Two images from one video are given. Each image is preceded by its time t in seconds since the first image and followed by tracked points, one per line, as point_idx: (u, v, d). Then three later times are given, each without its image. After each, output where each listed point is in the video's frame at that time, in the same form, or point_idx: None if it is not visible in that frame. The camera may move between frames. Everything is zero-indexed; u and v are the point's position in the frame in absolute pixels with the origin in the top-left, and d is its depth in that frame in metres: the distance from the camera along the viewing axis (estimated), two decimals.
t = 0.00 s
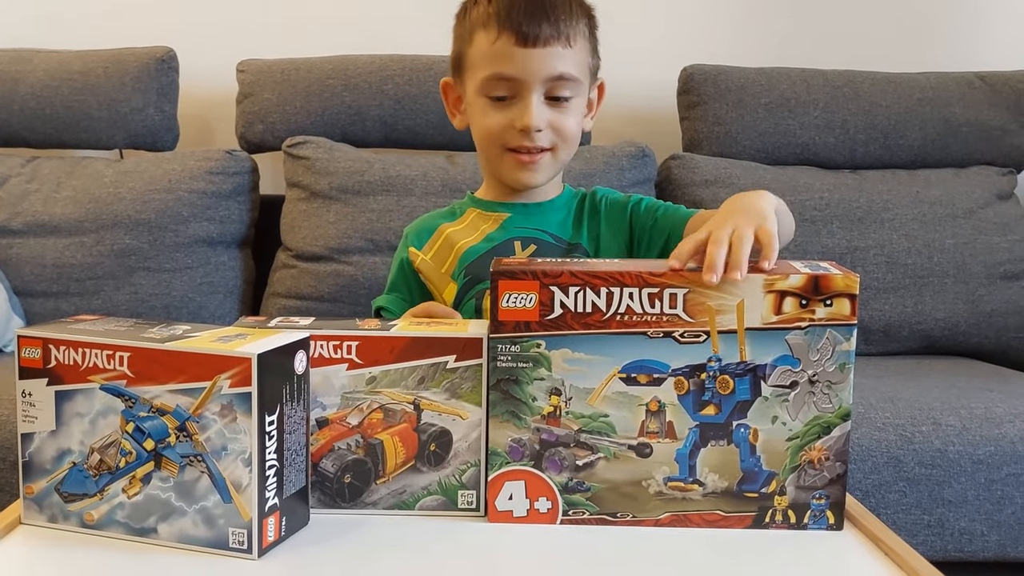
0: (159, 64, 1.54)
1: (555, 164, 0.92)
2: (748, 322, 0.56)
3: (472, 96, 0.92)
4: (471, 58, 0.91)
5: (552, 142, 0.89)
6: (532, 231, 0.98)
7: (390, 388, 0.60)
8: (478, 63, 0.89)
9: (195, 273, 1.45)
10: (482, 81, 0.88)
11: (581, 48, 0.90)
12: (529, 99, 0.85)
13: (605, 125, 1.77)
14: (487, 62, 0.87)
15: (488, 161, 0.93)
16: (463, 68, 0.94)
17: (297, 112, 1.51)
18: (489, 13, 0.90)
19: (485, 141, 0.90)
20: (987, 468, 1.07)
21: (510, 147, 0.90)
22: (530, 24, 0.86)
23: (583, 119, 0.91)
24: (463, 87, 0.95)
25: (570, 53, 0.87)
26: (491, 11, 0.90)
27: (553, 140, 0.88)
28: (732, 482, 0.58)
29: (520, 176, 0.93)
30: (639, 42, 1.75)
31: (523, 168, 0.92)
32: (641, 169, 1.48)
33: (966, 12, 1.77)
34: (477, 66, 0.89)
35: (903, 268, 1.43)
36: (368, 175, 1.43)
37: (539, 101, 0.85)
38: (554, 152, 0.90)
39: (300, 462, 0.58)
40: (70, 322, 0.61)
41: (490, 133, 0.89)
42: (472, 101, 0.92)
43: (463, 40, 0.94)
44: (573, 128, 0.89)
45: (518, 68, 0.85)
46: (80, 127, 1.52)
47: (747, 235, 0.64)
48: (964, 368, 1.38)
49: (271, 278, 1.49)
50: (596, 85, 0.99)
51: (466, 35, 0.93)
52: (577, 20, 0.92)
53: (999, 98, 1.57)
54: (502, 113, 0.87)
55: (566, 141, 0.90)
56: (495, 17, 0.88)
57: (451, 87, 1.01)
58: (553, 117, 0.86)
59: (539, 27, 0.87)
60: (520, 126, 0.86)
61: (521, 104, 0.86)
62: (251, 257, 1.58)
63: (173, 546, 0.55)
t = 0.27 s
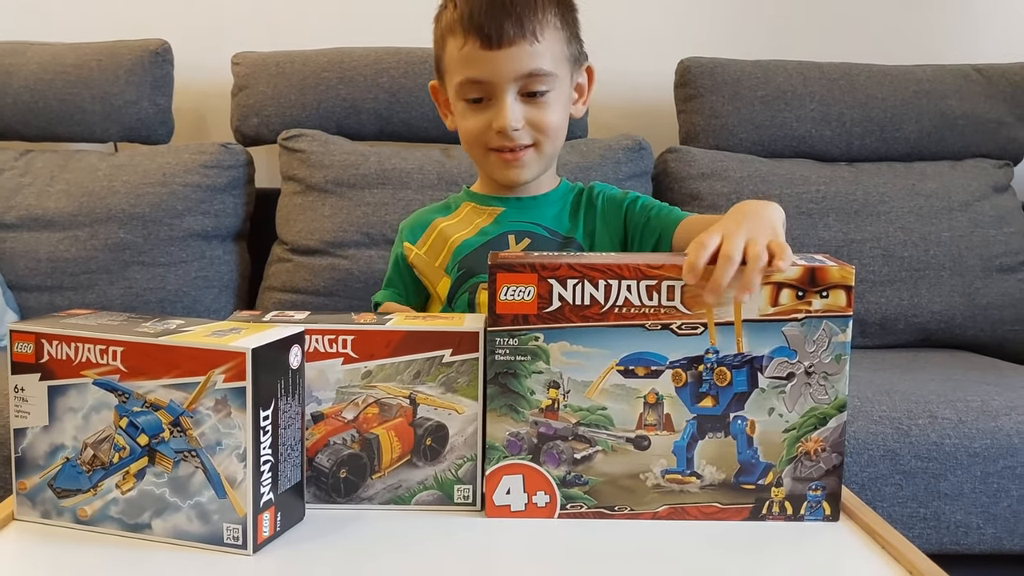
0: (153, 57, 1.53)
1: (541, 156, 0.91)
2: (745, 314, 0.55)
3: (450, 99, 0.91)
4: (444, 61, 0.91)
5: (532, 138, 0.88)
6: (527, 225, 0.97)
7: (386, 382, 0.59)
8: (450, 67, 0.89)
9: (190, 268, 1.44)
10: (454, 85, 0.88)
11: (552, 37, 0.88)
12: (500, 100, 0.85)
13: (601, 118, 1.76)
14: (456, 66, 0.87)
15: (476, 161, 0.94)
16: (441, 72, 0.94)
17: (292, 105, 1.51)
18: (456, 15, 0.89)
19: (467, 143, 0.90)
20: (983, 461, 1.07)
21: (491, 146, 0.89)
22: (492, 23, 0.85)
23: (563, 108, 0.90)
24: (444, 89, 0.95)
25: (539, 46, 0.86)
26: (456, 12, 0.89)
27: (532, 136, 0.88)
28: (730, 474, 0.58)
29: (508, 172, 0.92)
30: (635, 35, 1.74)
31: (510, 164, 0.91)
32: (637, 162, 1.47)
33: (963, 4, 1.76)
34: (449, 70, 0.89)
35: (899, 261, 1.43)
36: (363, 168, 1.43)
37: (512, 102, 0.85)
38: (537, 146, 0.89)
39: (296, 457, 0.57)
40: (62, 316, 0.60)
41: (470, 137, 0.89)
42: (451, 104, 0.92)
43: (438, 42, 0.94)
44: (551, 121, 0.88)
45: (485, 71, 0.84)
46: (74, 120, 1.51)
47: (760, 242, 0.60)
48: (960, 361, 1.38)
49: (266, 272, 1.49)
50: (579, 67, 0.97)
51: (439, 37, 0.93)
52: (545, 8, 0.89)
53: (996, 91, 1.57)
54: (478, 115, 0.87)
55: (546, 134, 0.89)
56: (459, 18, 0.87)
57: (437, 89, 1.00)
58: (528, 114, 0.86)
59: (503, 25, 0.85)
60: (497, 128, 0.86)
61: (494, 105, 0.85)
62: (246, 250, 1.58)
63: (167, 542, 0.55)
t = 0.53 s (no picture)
0: (150, 58, 1.53)
1: (525, 153, 0.91)
2: (740, 312, 0.56)
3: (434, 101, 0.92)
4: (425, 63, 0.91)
5: (512, 136, 0.88)
6: (521, 225, 0.98)
7: (382, 381, 0.59)
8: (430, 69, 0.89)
9: (188, 268, 1.44)
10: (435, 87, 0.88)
11: (525, 35, 0.88)
12: (478, 99, 0.85)
13: (598, 116, 1.76)
14: (435, 68, 0.87)
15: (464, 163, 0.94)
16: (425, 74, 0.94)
17: (289, 105, 1.51)
18: (430, 20, 0.90)
19: (452, 144, 0.91)
20: (980, 457, 1.08)
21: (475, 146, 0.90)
22: (465, 25, 0.85)
23: (544, 105, 0.90)
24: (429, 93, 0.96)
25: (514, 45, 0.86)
26: (434, 15, 0.89)
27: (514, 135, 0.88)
28: (725, 472, 0.59)
29: (495, 171, 0.93)
30: (631, 33, 1.74)
31: (495, 163, 0.92)
32: (633, 161, 1.48)
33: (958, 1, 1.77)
34: (430, 72, 0.90)
35: (895, 258, 1.44)
36: (360, 168, 1.43)
37: (485, 101, 0.85)
38: (520, 144, 0.90)
39: (293, 457, 0.58)
40: (60, 318, 0.61)
41: (453, 139, 0.90)
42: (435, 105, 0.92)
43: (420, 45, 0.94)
44: (530, 117, 0.88)
45: (457, 73, 0.85)
46: (71, 121, 1.51)
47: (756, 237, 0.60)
48: (956, 357, 1.39)
49: (264, 271, 1.49)
50: (563, 63, 0.97)
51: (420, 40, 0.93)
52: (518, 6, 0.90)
53: (991, 88, 1.57)
54: (459, 116, 0.87)
55: (527, 131, 0.89)
56: (435, 21, 0.88)
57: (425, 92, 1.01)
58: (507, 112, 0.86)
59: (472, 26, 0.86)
60: (474, 128, 0.86)
61: (474, 105, 0.85)
62: (244, 250, 1.58)
63: (165, 542, 0.55)
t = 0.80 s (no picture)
0: (148, 58, 1.53)
1: (521, 154, 0.91)
2: (740, 312, 0.56)
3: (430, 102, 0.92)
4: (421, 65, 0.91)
5: (507, 139, 0.88)
6: (520, 226, 0.98)
7: (380, 382, 0.59)
8: (426, 71, 0.89)
9: (186, 269, 1.44)
10: (432, 89, 0.88)
11: (520, 36, 0.88)
12: (474, 101, 0.85)
13: (596, 116, 1.76)
14: (431, 70, 0.87)
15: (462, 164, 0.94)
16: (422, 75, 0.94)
17: (287, 105, 1.51)
18: (426, 22, 0.90)
19: (448, 145, 0.91)
20: (978, 457, 1.08)
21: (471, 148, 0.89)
22: (461, 27, 0.85)
23: (540, 106, 0.90)
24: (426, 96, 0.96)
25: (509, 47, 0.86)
26: (430, 17, 0.89)
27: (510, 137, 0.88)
28: (727, 472, 0.58)
29: (492, 173, 0.93)
30: (629, 33, 1.74)
31: (492, 165, 0.91)
32: (632, 161, 1.48)
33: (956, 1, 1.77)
34: (426, 74, 0.89)
35: (894, 258, 1.44)
36: (358, 168, 1.43)
37: (481, 102, 0.85)
38: (516, 146, 0.90)
39: (291, 458, 0.58)
40: (57, 318, 0.61)
41: (449, 142, 0.90)
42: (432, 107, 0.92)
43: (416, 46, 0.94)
44: (525, 119, 0.88)
45: (452, 74, 0.85)
46: (69, 121, 1.51)
47: (755, 237, 0.61)
48: (954, 357, 1.39)
49: (262, 272, 1.49)
50: (558, 64, 0.96)
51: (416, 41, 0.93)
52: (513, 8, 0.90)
53: (989, 88, 1.57)
54: (455, 118, 0.87)
55: (523, 132, 0.89)
56: (431, 23, 0.88)
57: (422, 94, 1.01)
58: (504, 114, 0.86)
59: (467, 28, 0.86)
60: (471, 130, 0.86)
61: (470, 107, 0.85)
62: (242, 251, 1.58)
63: (163, 543, 0.55)
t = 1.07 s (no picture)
0: (146, 59, 1.53)
1: (521, 156, 0.91)
2: (740, 312, 0.56)
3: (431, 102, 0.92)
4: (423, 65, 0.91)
5: (508, 140, 0.88)
6: (516, 226, 0.98)
7: (377, 382, 0.59)
8: (428, 71, 0.89)
9: (183, 269, 1.44)
10: (433, 90, 0.88)
11: (522, 38, 0.88)
12: (476, 102, 0.85)
13: (593, 117, 1.76)
14: (433, 71, 0.87)
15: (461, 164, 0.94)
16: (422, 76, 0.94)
17: (284, 106, 1.51)
18: (429, 22, 0.90)
19: (449, 146, 0.91)
20: (974, 457, 1.08)
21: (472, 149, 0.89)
22: (464, 28, 0.85)
23: (541, 109, 0.90)
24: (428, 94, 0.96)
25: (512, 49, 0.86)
26: (433, 17, 0.89)
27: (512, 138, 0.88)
28: (727, 472, 0.59)
29: (492, 174, 0.93)
30: (627, 33, 1.74)
31: (492, 166, 0.92)
32: (629, 161, 1.48)
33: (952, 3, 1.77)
34: (427, 74, 0.89)
35: (890, 259, 1.44)
36: (356, 169, 1.43)
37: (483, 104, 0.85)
38: (517, 147, 0.90)
39: (286, 459, 0.58)
40: (53, 319, 0.61)
41: (449, 142, 0.90)
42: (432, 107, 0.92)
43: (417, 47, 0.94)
44: (526, 121, 0.88)
45: (455, 75, 0.85)
46: (67, 122, 1.51)
47: (755, 239, 0.61)
48: (950, 358, 1.39)
49: (259, 272, 1.49)
50: (558, 65, 0.96)
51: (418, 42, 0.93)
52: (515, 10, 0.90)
53: (985, 88, 1.57)
54: (457, 118, 0.87)
55: (524, 134, 0.89)
56: (434, 24, 0.88)
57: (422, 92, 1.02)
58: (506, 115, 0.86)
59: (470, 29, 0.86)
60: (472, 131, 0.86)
61: (473, 108, 0.85)
62: (239, 251, 1.58)
63: (158, 544, 0.55)
